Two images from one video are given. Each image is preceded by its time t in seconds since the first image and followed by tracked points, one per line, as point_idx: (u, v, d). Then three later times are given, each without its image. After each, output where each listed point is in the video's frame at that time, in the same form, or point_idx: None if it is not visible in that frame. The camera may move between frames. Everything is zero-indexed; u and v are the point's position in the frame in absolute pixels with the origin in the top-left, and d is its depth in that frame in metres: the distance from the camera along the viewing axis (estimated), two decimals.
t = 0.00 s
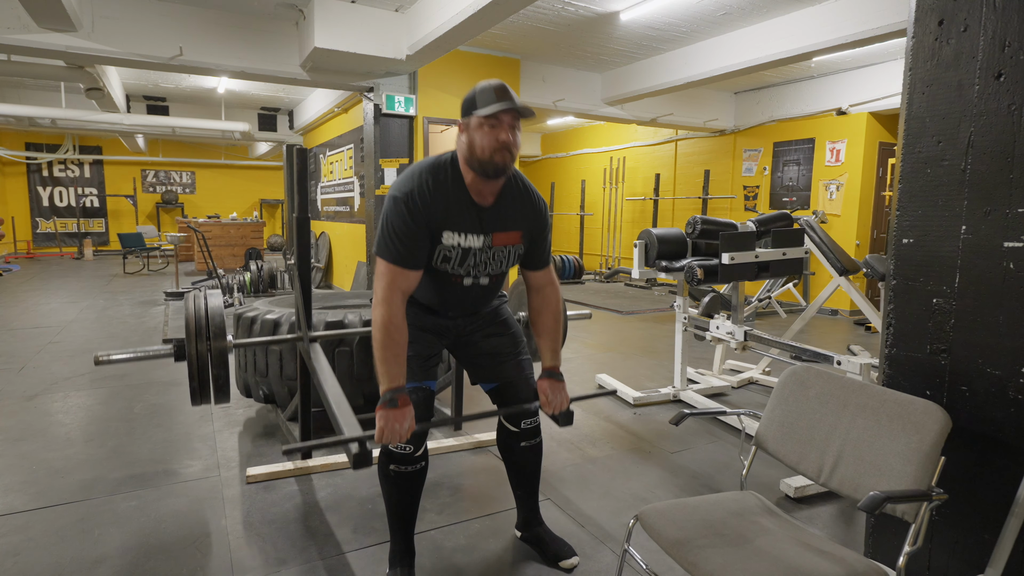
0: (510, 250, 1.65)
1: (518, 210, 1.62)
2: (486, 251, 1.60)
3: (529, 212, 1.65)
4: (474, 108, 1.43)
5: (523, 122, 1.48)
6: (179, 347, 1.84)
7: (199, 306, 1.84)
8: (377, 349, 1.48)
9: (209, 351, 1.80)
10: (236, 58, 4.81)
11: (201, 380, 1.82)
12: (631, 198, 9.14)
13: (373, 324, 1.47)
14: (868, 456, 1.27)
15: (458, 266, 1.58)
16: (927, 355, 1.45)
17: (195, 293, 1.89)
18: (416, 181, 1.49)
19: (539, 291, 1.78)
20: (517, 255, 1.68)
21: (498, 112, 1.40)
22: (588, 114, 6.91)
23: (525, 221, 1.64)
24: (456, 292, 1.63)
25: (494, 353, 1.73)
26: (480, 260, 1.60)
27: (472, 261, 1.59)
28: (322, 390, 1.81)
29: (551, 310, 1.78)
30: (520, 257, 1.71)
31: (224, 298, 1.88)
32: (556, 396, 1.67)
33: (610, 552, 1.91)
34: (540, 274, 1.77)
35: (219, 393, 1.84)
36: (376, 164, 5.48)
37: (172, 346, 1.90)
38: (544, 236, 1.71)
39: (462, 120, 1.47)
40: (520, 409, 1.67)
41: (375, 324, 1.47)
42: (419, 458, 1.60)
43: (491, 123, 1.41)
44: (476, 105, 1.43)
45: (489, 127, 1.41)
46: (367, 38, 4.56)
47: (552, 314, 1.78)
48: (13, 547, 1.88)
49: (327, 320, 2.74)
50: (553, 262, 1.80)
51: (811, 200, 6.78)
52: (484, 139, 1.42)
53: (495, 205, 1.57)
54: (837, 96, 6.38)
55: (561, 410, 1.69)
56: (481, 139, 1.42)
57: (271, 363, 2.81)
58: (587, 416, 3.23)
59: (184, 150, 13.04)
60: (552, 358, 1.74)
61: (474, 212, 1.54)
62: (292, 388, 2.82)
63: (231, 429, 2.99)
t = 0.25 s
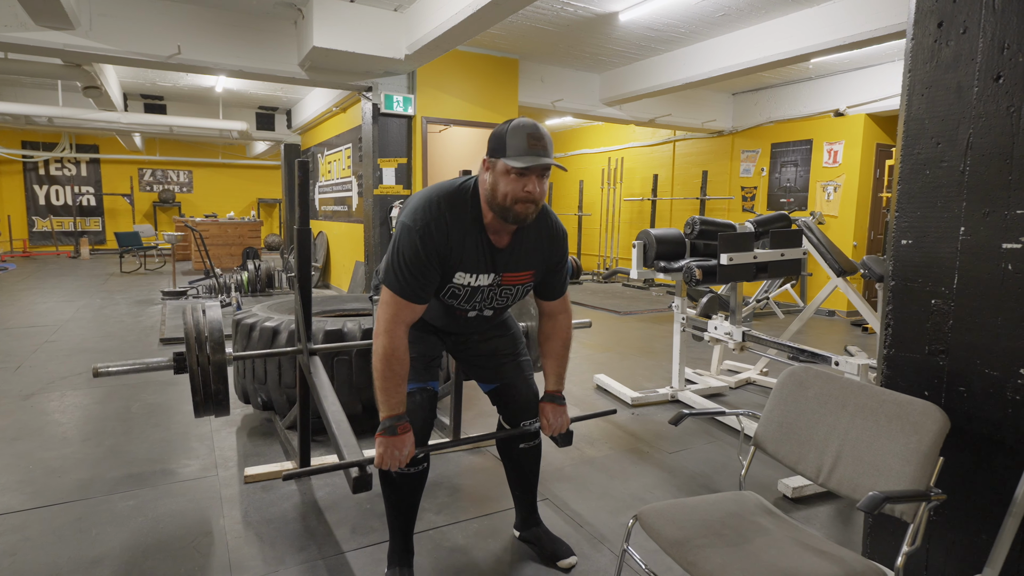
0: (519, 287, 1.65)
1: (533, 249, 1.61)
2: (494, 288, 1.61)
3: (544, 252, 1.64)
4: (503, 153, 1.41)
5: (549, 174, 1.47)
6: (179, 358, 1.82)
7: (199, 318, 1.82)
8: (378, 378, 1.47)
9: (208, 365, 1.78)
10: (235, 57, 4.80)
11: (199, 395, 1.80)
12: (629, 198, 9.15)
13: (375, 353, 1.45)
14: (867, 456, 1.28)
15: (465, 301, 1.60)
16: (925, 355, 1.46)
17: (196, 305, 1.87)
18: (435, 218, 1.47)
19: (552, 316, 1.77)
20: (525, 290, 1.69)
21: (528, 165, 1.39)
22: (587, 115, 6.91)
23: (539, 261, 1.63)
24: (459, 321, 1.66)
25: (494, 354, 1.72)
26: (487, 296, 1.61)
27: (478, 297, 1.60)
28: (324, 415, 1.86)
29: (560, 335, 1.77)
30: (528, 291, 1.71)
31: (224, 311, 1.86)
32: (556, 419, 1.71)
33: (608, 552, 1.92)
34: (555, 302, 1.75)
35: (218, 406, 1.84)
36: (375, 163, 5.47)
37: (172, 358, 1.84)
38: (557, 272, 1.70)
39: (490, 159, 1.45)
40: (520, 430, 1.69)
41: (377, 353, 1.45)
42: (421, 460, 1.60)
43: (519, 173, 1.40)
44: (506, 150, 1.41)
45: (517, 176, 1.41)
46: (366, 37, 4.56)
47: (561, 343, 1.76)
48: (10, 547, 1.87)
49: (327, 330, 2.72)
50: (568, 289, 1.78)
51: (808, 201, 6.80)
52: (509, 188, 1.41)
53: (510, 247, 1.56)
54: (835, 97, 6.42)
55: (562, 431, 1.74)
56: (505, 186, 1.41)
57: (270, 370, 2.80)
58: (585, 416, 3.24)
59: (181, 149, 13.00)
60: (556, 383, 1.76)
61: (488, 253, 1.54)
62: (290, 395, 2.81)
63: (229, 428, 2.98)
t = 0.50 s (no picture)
0: (526, 295, 1.65)
1: (543, 257, 1.60)
2: (502, 296, 1.60)
3: (553, 259, 1.63)
4: (517, 160, 1.41)
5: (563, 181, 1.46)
6: (176, 361, 1.82)
7: (196, 321, 1.82)
8: (381, 386, 1.47)
9: (206, 366, 1.78)
10: (232, 56, 4.79)
11: (198, 397, 1.81)
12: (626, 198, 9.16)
13: (380, 362, 1.45)
14: (864, 456, 1.28)
15: (473, 309, 1.60)
16: (921, 355, 1.46)
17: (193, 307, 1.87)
18: (446, 226, 1.46)
19: (556, 324, 1.78)
20: (532, 297, 1.69)
21: (542, 173, 1.39)
22: (584, 115, 6.91)
23: (548, 269, 1.63)
24: (465, 326, 1.66)
25: (493, 354, 1.71)
26: (495, 304, 1.61)
27: (486, 305, 1.60)
28: (323, 417, 1.86)
29: (562, 344, 1.77)
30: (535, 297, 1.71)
31: (222, 312, 1.86)
32: (554, 424, 1.73)
33: (605, 552, 1.92)
34: (561, 310, 1.76)
35: (216, 409, 1.82)
36: (372, 163, 5.46)
37: (170, 362, 1.85)
38: (565, 280, 1.70)
39: (503, 165, 1.44)
40: (518, 434, 1.71)
41: (382, 363, 1.46)
42: (420, 460, 1.60)
43: (534, 182, 1.40)
44: (519, 157, 1.41)
45: (531, 184, 1.40)
46: (363, 37, 4.55)
47: (562, 355, 1.77)
48: (5, 548, 1.86)
49: (325, 329, 2.72)
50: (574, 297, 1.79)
51: (805, 201, 6.82)
52: (522, 196, 1.41)
53: (520, 255, 1.56)
54: (832, 98, 6.45)
55: (558, 436, 1.76)
56: (519, 196, 1.41)
57: (267, 370, 2.80)
58: (582, 416, 3.24)
59: (177, 148, 12.97)
60: (555, 389, 1.78)
61: (498, 261, 1.53)
62: (288, 395, 2.80)
63: (226, 428, 2.98)
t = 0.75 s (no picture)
0: (528, 295, 1.65)
1: (544, 257, 1.60)
2: (504, 296, 1.60)
3: (554, 259, 1.63)
4: (516, 156, 1.42)
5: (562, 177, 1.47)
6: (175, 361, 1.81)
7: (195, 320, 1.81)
8: (381, 385, 1.47)
9: (206, 366, 1.77)
10: (230, 55, 4.78)
11: (198, 397, 1.79)
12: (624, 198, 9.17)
13: (380, 361, 1.46)
14: (864, 456, 1.28)
15: (474, 309, 1.59)
16: (921, 354, 1.47)
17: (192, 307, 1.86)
18: (446, 225, 1.46)
19: (557, 324, 1.78)
20: (534, 297, 1.68)
21: (541, 168, 1.40)
22: (583, 115, 6.91)
23: (549, 268, 1.62)
24: (467, 327, 1.65)
25: (495, 354, 1.71)
26: (497, 304, 1.61)
27: (487, 305, 1.60)
28: (323, 417, 1.84)
29: (564, 344, 1.77)
30: (537, 297, 1.70)
31: (221, 312, 1.85)
32: (555, 423, 1.72)
33: (605, 552, 1.92)
34: (562, 309, 1.76)
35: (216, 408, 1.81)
36: (370, 163, 5.45)
37: (169, 360, 1.81)
38: (566, 280, 1.70)
39: (502, 162, 1.45)
40: (518, 432, 1.69)
41: (382, 362, 1.46)
42: (420, 460, 1.60)
43: (532, 178, 1.41)
44: (518, 154, 1.41)
45: (530, 179, 1.41)
46: (362, 36, 4.55)
47: (563, 356, 1.78)
48: (4, 549, 1.86)
49: (324, 329, 2.72)
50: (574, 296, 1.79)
51: (803, 201, 6.84)
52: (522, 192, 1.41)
53: (521, 254, 1.56)
54: (829, 98, 6.46)
55: (559, 435, 1.75)
56: (518, 193, 1.42)
57: (266, 370, 2.79)
58: (582, 416, 3.24)
59: (175, 148, 12.94)
60: (556, 388, 1.77)
61: (500, 260, 1.53)
62: (287, 395, 2.79)
63: (224, 429, 2.97)
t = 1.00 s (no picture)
0: (520, 284, 1.64)
1: (534, 245, 1.61)
2: (496, 286, 1.59)
3: (544, 247, 1.63)
4: (501, 142, 1.43)
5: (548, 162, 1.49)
6: (172, 361, 1.80)
7: (193, 320, 1.80)
8: (379, 379, 1.47)
9: (203, 366, 1.77)
10: (227, 54, 4.77)
11: (195, 397, 1.79)
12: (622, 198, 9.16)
13: (377, 354, 1.45)
14: (864, 454, 1.28)
15: (467, 299, 1.58)
16: (920, 353, 1.47)
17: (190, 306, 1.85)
18: (436, 213, 1.46)
19: (550, 316, 1.77)
20: (527, 288, 1.68)
21: (527, 150, 1.41)
22: (581, 114, 6.91)
23: (538, 257, 1.63)
24: (461, 322, 1.64)
25: (493, 353, 1.71)
26: (490, 294, 1.60)
27: (480, 295, 1.59)
28: (322, 417, 1.84)
29: (558, 336, 1.77)
30: (529, 288, 1.70)
31: (219, 311, 1.85)
32: (554, 419, 1.73)
33: (605, 551, 1.92)
34: (553, 300, 1.76)
35: (213, 409, 1.82)
36: (368, 162, 5.43)
37: (166, 361, 1.80)
38: (556, 269, 1.70)
39: (487, 150, 1.47)
40: (518, 429, 1.68)
41: (379, 355, 1.45)
42: (419, 459, 1.59)
43: (518, 160, 1.42)
44: (503, 139, 1.43)
45: (516, 163, 1.42)
46: (359, 35, 4.53)
47: (558, 348, 1.77)
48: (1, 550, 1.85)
49: (322, 329, 2.71)
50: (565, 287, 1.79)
51: (801, 200, 6.84)
52: (510, 176, 1.42)
53: (511, 241, 1.56)
54: (826, 98, 6.46)
55: (559, 431, 1.76)
56: (506, 176, 1.42)
57: (263, 370, 2.78)
58: (580, 415, 3.24)
59: (172, 147, 12.91)
60: (555, 384, 1.77)
61: (490, 248, 1.53)
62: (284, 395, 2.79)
63: (223, 429, 2.96)
